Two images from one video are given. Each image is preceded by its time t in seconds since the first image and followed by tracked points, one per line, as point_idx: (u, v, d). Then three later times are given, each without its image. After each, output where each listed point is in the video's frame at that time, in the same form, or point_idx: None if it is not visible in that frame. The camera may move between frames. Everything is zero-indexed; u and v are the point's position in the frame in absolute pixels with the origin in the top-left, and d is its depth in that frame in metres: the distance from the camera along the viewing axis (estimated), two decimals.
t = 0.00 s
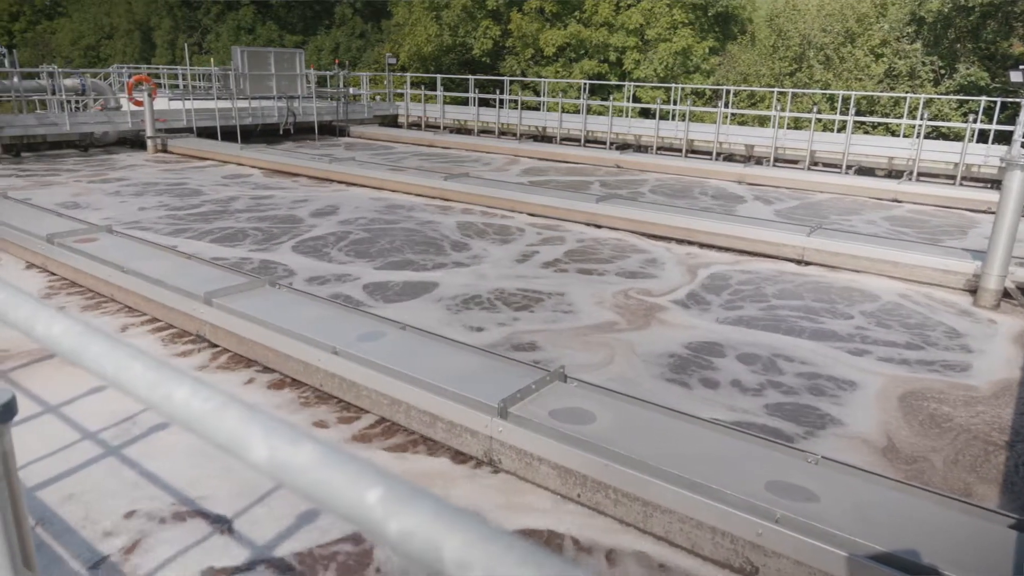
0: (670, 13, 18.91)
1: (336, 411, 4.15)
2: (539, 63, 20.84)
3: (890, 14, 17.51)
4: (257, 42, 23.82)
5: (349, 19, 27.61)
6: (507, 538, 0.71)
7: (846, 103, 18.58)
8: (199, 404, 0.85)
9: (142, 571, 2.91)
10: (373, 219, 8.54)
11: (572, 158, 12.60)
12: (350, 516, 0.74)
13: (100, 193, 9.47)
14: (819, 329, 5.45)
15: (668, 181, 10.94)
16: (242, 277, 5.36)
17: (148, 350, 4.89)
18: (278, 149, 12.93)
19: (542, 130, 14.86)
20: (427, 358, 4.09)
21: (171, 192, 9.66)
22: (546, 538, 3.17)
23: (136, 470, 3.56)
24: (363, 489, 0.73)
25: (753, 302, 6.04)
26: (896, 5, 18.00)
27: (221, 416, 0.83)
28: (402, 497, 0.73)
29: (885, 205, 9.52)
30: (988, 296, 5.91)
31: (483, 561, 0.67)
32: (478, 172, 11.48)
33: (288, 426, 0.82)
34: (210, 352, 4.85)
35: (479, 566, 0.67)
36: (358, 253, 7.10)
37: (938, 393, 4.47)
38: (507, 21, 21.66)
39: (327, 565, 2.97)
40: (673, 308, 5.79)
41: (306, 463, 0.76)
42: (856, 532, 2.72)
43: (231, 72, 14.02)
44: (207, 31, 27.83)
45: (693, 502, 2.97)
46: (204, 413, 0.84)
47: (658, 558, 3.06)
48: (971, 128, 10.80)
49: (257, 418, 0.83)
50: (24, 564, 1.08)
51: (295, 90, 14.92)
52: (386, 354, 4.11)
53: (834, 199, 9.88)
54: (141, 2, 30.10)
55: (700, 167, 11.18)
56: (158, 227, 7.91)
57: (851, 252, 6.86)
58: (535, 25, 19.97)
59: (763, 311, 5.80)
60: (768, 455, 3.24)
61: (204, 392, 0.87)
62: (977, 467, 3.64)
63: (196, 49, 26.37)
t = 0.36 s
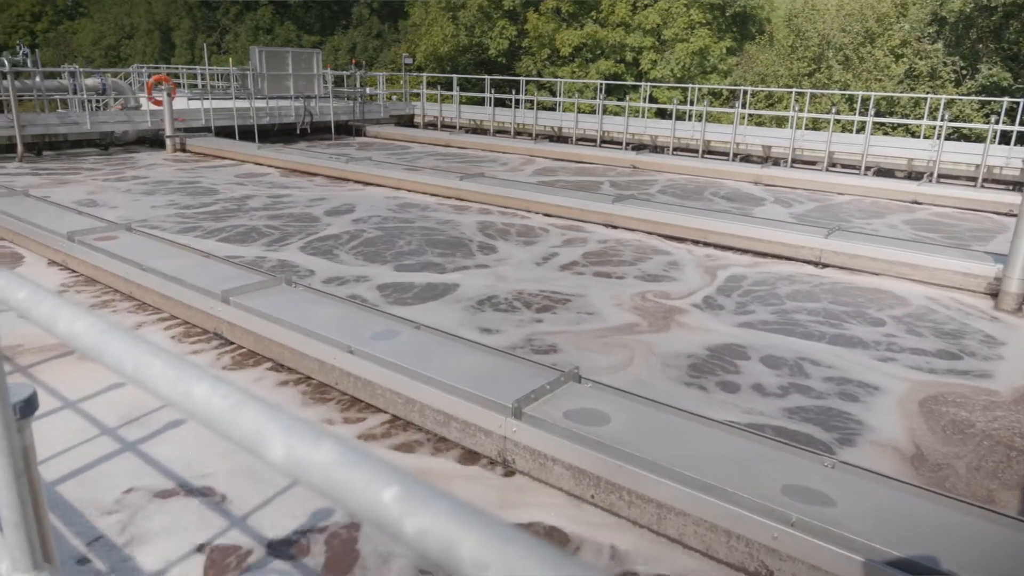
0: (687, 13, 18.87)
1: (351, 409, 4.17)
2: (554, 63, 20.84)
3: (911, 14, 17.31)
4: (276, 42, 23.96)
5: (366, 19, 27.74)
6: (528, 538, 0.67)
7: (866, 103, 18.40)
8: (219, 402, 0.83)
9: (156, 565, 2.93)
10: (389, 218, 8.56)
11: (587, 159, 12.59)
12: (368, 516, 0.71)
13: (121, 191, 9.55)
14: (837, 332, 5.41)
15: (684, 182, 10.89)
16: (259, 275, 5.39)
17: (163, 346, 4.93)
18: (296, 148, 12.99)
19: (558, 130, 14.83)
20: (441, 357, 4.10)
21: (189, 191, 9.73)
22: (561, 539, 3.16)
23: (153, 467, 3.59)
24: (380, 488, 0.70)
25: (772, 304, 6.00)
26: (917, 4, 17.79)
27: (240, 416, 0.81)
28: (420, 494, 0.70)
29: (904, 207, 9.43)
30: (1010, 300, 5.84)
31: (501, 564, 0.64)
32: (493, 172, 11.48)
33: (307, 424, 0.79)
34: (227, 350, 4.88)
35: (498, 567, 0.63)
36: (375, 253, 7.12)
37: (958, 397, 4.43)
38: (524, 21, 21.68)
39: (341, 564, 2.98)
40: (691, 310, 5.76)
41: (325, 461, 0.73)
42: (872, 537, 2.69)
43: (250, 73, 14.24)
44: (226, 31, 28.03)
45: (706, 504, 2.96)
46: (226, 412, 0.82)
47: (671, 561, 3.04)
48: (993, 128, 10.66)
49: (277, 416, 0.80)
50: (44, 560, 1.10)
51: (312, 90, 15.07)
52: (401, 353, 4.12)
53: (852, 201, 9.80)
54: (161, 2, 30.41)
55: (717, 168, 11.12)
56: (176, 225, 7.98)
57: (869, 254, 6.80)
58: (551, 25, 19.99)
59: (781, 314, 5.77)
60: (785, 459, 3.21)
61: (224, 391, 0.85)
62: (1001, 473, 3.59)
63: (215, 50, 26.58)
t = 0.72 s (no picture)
0: (704, 13, 18.84)
1: (366, 408, 4.18)
2: (570, 63, 20.84)
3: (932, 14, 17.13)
4: (293, 42, 24.10)
5: (382, 20, 27.85)
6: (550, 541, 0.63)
7: (885, 104, 18.23)
8: (234, 398, 0.77)
9: (171, 561, 2.94)
10: (405, 218, 8.58)
11: (603, 159, 12.57)
12: (384, 515, 0.66)
13: (140, 190, 9.63)
14: (856, 336, 5.37)
15: (700, 183, 10.84)
16: (275, 274, 5.42)
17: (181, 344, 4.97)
18: (312, 148, 13.06)
19: (574, 130, 14.81)
20: (456, 357, 4.10)
21: (207, 190, 9.81)
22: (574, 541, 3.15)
23: (170, 465, 3.59)
24: (397, 486, 0.65)
25: (791, 307, 5.96)
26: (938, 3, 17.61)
27: (255, 412, 0.75)
28: (439, 492, 0.65)
29: (924, 209, 9.33)
30: None
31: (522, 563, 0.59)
32: (509, 172, 11.49)
33: (325, 418, 0.74)
34: (243, 347, 4.90)
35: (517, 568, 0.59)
36: (392, 252, 7.14)
37: (979, 403, 4.38)
38: (540, 21, 21.69)
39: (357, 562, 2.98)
40: (711, 312, 5.73)
41: (340, 459, 0.68)
42: (889, 542, 2.66)
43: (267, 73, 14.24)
44: (244, 31, 28.23)
45: (721, 506, 2.94)
46: (241, 408, 0.76)
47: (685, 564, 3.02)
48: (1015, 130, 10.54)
49: (298, 415, 0.74)
50: (63, 553, 1.12)
51: (329, 90, 15.11)
52: (415, 352, 4.13)
53: (871, 203, 9.72)
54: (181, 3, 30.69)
55: (733, 169, 11.06)
56: (195, 224, 8.05)
57: (887, 256, 6.74)
58: (567, 25, 19.98)
59: (798, 317, 5.73)
60: (800, 462, 3.19)
61: (239, 385, 0.79)
62: None
63: (233, 49, 26.77)
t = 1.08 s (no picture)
0: (721, 13, 18.79)
1: (380, 407, 4.18)
2: (586, 63, 20.82)
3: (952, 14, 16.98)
4: (310, 42, 24.23)
5: (398, 20, 27.98)
6: (568, 543, 0.60)
7: (904, 105, 18.07)
8: (252, 395, 0.74)
9: (186, 557, 2.95)
10: (420, 217, 8.59)
11: (617, 159, 12.54)
12: (399, 517, 0.64)
13: (159, 189, 9.69)
14: (874, 338, 5.33)
15: (715, 184, 10.79)
16: (290, 273, 5.44)
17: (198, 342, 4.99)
18: (328, 147, 13.11)
19: (589, 130, 14.79)
20: (469, 356, 4.10)
21: (225, 189, 9.86)
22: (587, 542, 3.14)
23: (186, 461, 3.60)
24: (412, 484, 0.63)
25: (811, 310, 5.91)
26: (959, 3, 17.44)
27: (272, 409, 0.73)
28: (455, 492, 0.63)
29: (943, 211, 9.24)
30: None
31: (539, 564, 0.57)
32: (524, 172, 11.48)
33: (342, 417, 0.71)
34: (259, 346, 4.92)
35: (531, 568, 0.57)
36: (409, 253, 7.15)
37: (1001, 409, 4.33)
38: (556, 21, 21.69)
39: (373, 562, 2.98)
40: (726, 313, 5.71)
41: (356, 456, 0.66)
42: (907, 547, 2.63)
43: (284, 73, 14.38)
44: (261, 31, 28.38)
45: (737, 510, 2.91)
46: (259, 406, 0.73)
47: (699, 566, 3.00)
48: None
49: (314, 412, 0.72)
50: (82, 548, 1.10)
51: (345, 90, 15.19)
52: (430, 352, 4.13)
53: (889, 205, 9.63)
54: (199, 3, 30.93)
55: (749, 171, 10.99)
56: (212, 222, 8.09)
57: (906, 259, 6.68)
58: (583, 25, 19.93)
59: (815, 319, 5.70)
60: (816, 465, 3.16)
61: (256, 383, 0.76)
62: None
63: (250, 49, 26.93)
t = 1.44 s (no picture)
0: (737, 13, 18.69)
1: (394, 406, 4.19)
2: (601, 64, 20.80)
3: (972, 13, 16.78)
4: (326, 42, 24.35)
5: (414, 20, 28.10)
6: (583, 544, 0.60)
7: (922, 105, 17.89)
8: (269, 394, 0.75)
9: (201, 553, 2.97)
10: (435, 217, 8.61)
11: (632, 160, 12.52)
12: (414, 516, 0.64)
13: (176, 188, 9.76)
14: (890, 342, 5.29)
15: (730, 185, 10.75)
16: (305, 272, 5.46)
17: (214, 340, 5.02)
18: (343, 147, 13.17)
19: (603, 131, 14.77)
20: (483, 356, 4.10)
21: (241, 187, 9.92)
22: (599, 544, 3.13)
23: (201, 458, 3.62)
24: (428, 483, 0.63)
25: (829, 312, 5.87)
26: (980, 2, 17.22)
27: (289, 406, 0.73)
28: (469, 492, 0.63)
29: (962, 214, 9.16)
30: None
31: (552, 565, 0.57)
32: (538, 172, 11.48)
33: (359, 417, 0.71)
34: (274, 344, 4.94)
35: (547, 569, 0.57)
36: (424, 252, 7.16)
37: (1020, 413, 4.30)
38: (571, 21, 21.68)
39: (390, 559, 2.99)
40: (741, 316, 5.69)
41: (373, 456, 0.66)
42: (922, 552, 2.60)
43: (299, 73, 14.48)
44: (277, 31, 28.54)
45: (751, 513, 2.89)
46: (276, 404, 0.73)
47: (712, 569, 2.98)
48: None
49: (328, 410, 0.72)
50: (98, 543, 1.10)
51: (360, 90, 15.26)
52: (443, 352, 4.13)
53: (906, 206, 9.55)
54: (216, 3, 31.17)
55: (764, 172, 10.93)
56: (228, 221, 8.15)
57: (922, 261, 6.62)
58: (598, 25, 19.90)
59: (832, 322, 5.67)
60: (831, 469, 3.13)
61: (273, 381, 0.76)
62: None
63: (266, 49, 27.11)
